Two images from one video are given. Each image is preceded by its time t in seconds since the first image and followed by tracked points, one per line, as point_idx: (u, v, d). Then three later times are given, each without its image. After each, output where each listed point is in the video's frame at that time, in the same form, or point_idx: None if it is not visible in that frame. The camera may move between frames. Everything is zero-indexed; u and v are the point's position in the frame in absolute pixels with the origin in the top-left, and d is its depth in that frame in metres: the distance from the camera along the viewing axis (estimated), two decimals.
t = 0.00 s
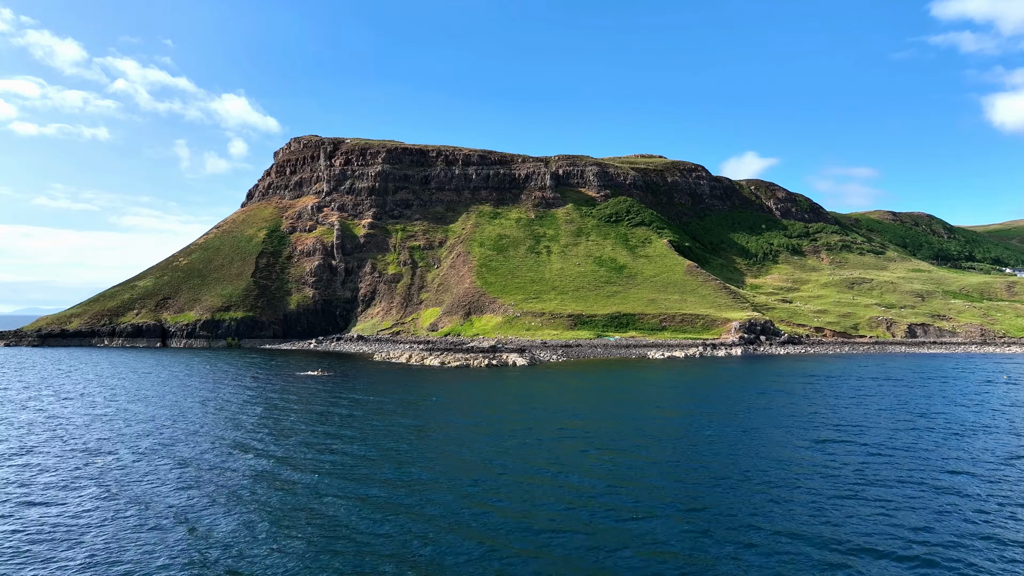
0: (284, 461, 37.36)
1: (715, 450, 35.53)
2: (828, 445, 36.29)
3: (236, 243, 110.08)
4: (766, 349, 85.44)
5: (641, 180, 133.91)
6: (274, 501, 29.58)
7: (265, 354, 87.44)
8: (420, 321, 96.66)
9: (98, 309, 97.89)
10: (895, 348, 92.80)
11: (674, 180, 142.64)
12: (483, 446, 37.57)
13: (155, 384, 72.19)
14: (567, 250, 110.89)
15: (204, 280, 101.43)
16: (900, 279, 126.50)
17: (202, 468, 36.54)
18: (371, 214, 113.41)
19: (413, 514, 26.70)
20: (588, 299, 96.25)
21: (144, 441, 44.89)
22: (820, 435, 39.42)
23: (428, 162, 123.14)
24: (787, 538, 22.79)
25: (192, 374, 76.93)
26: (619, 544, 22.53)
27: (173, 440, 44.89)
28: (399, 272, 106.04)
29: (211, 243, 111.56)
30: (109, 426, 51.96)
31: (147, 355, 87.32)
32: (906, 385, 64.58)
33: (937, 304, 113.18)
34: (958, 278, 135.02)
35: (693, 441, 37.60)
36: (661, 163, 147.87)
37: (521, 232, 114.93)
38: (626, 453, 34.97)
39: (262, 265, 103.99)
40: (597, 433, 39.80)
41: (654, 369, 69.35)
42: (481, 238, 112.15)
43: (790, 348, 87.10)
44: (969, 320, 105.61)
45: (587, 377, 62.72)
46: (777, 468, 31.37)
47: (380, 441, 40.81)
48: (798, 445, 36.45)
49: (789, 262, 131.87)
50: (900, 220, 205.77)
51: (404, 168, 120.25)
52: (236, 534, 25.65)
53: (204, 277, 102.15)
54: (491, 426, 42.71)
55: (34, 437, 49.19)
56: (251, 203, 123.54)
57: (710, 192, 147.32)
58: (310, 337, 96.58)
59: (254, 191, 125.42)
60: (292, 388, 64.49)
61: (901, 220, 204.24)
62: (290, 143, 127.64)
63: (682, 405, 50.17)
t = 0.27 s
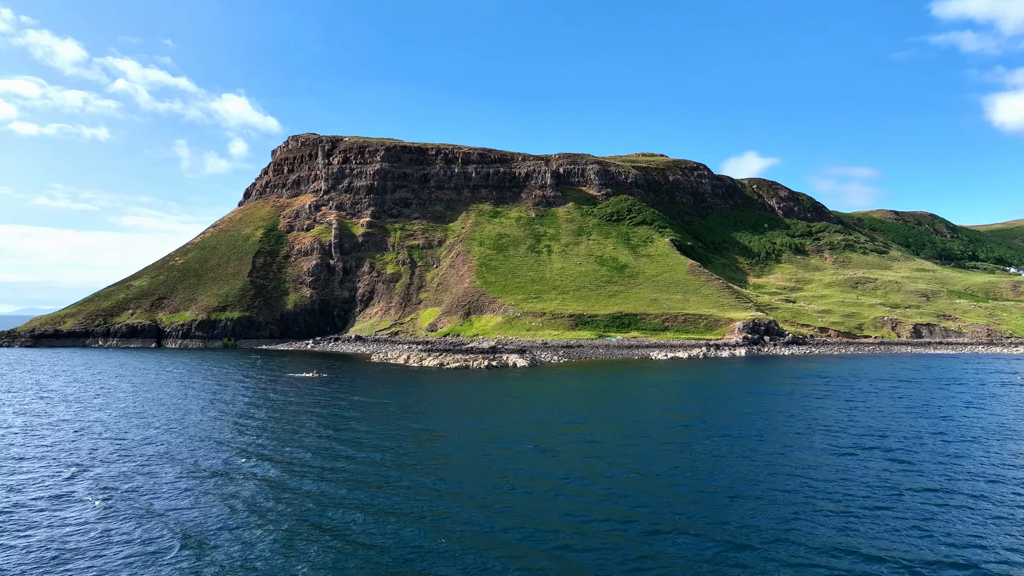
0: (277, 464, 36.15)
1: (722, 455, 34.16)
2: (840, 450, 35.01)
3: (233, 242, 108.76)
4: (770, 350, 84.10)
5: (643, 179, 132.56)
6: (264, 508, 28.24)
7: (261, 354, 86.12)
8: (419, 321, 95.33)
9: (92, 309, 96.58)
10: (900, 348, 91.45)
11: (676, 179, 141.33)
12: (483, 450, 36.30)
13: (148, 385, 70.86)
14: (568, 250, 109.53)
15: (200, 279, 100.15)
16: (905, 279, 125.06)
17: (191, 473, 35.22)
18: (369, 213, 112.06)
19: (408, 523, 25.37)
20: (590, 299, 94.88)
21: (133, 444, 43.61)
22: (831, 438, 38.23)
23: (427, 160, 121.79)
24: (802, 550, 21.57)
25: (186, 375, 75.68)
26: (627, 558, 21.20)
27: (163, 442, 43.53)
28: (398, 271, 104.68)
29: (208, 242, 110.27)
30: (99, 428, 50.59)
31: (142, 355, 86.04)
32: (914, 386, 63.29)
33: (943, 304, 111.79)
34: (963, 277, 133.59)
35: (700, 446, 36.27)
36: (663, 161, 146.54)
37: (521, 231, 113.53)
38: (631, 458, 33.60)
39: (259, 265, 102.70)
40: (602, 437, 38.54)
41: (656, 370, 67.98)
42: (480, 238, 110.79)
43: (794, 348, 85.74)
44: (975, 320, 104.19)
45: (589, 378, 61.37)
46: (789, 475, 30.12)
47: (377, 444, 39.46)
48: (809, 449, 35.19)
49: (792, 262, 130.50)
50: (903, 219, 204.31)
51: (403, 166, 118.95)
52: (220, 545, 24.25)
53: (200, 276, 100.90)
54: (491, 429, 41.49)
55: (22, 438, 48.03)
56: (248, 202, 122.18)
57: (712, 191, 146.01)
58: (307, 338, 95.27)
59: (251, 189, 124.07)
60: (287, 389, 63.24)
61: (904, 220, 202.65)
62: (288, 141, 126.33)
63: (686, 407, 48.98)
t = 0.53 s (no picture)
0: (269, 469, 34.86)
1: (732, 461, 32.87)
2: (853, 455, 33.89)
3: (230, 241, 107.43)
4: (775, 350, 82.79)
5: (644, 177, 131.20)
6: (255, 518, 26.96)
7: (258, 355, 84.87)
8: (418, 321, 94.05)
9: (86, 309, 95.15)
10: (906, 349, 90.22)
11: (677, 178, 139.99)
12: (484, 455, 34.98)
13: (142, 386, 69.55)
14: (568, 249, 108.24)
15: (196, 279, 98.80)
16: (909, 278, 123.82)
17: (180, 478, 33.93)
18: (368, 211, 110.74)
19: (406, 535, 24.09)
20: (591, 299, 93.57)
21: (122, 447, 42.25)
22: (844, 443, 36.94)
23: (426, 158, 120.45)
24: (825, 566, 20.29)
25: (182, 376, 74.44)
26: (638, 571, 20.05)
27: (153, 446, 42.19)
28: (397, 271, 103.37)
29: (204, 241, 108.90)
30: (89, 430, 49.28)
31: (137, 356, 84.75)
32: (922, 387, 62.11)
33: (948, 304, 110.55)
34: (967, 277, 132.32)
35: (709, 450, 34.98)
36: (664, 159, 145.21)
37: (522, 230, 112.24)
38: (638, 463, 32.32)
39: (256, 264, 101.42)
40: (607, 441, 37.26)
41: (660, 371, 66.72)
42: (480, 236, 109.45)
43: (799, 349, 84.43)
44: (981, 320, 102.94)
45: (592, 379, 60.09)
46: (804, 483, 28.83)
47: (374, 447, 38.15)
48: (823, 454, 33.89)
49: (795, 261, 129.23)
50: (905, 218, 202.99)
51: (402, 164, 117.63)
52: (208, 559, 22.98)
53: (197, 276, 99.56)
54: (493, 432, 40.21)
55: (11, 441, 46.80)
56: (245, 200, 120.78)
57: (713, 189, 144.71)
58: (304, 338, 94.00)
59: (248, 188, 122.70)
60: (284, 391, 61.99)
61: (906, 218, 201.28)
62: (285, 139, 124.93)
63: (693, 410, 47.66)
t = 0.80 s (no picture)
0: (260, 474, 33.58)
1: (743, 465, 31.57)
2: (863, 458, 32.83)
3: (226, 240, 106.14)
4: (779, 351, 81.45)
5: (646, 176, 129.84)
6: (243, 524, 25.67)
7: (254, 356, 83.56)
8: (417, 321, 92.72)
9: (81, 309, 93.85)
10: (912, 349, 88.90)
11: (679, 176, 138.69)
12: (485, 458, 33.67)
13: (135, 387, 68.26)
14: (569, 248, 106.90)
15: (192, 279, 97.51)
16: (914, 277, 122.42)
17: (168, 484, 32.65)
18: (366, 210, 109.43)
19: (402, 541, 22.91)
20: (593, 299, 92.22)
21: (111, 451, 40.98)
22: (858, 446, 35.65)
23: (426, 157, 119.12)
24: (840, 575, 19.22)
25: (176, 377, 73.21)
26: None
27: (143, 450, 40.93)
28: (395, 270, 102.07)
29: (201, 241, 107.58)
30: (79, 433, 48.01)
31: (132, 356, 83.48)
32: (931, 388, 60.82)
33: (953, 303, 109.14)
34: (973, 276, 130.81)
35: (719, 454, 33.68)
36: (666, 158, 143.89)
37: (522, 229, 110.91)
38: (645, 468, 31.02)
39: (252, 264, 100.15)
40: (612, 444, 35.95)
41: (663, 372, 65.39)
42: (480, 236, 108.09)
43: (804, 349, 83.08)
44: (988, 320, 101.50)
45: (594, 380, 58.79)
46: (820, 489, 27.53)
47: (369, 452, 36.88)
48: (837, 458, 32.61)
49: (798, 261, 127.89)
50: (909, 217, 201.45)
51: (401, 163, 116.34)
52: (193, 566, 21.92)
53: (193, 275, 98.24)
54: (494, 435, 38.92)
55: None
56: (242, 199, 119.42)
57: (716, 188, 143.39)
58: (302, 338, 92.69)
59: (246, 186, 121.40)
60: (279, 393, 60.74)
61: (909, 218, 199.75)
62: (283, 137, 123.59)
63: (699, 411, 46.38)
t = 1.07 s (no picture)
0: (252, 477, 32.28)
1: (755, 469, 30.28)
2: (878, 460, 31.60)
3: (223, 239, 104.81)
4: (784, 351, 80.12)
5: (647, 174, 128.56)
6: (230, 534, 24.45)
7: (250, 356, 82.25)
8: (416, 321, 91.42)
9: (75, 309, 92.51)
10: (918, 349, 87.57)
11: (681, 175, 137.33)
12: (488, 463, 32.41)
13: (129, 388, 66.94)
14: (570, 247, 105.58)
15: (188, 278, 96.18)
16: (918, 277, 121.09)
17: (156, 488, 31.35)
18: (365, 209, 108.17)
19: (395, 555, 21.64)
20: (594, 298, 90.91)
21: (99, 453, 39.66)
22: (874, 448, 34.37)
23: (425, 155, 117.80)
24: None
25: (170, 377, 71.91)
26: None
27: (132, 451, 39.62)
28: (394, 270, 100.75)
29: (197, 240, 106.25)
30: (67, 434, 46.72)
31: (126, 357, 82.16)
32: (940, 388, 59.52)
33: (959, 303, 107.80)
34: (978, 275, 129.43)
35: (730, 458, 32.39)
36: (668, 156, 142.56)
37: (522, 228, 109.60)
38: (651, 473, 29.77)
39: (249, 263, 98.83)
40: (620, 448, 34.66)
41: (666, 373, 64.06)
42: (480, 234, 106.77)
43: (809, 349, 81.74)
44: (994, 320, 100.17)
45: (597, 381, 57.52)
46: (839, 494, 26.23)
47: (366, 454, 35.59)
48: (853, 461, 31.36)
49: (801, 260, 126.55)
50: (911, 216, 200.11)
51: (400, 161, 115.03)
52: None
53: (189, 274, 96.93)
54: (496, 439, 37.65)
55: None
56: (239, 198, 118.09)
57: (718, 187, 142.04)
58: (299, 339, 91.41)
59: (243, 185, 120.04)
60: (274, 394, 59.44)
61: (912, 217, 198.39)
62: (281, 135, 122.25)
63: (707, 413, 45.11)
